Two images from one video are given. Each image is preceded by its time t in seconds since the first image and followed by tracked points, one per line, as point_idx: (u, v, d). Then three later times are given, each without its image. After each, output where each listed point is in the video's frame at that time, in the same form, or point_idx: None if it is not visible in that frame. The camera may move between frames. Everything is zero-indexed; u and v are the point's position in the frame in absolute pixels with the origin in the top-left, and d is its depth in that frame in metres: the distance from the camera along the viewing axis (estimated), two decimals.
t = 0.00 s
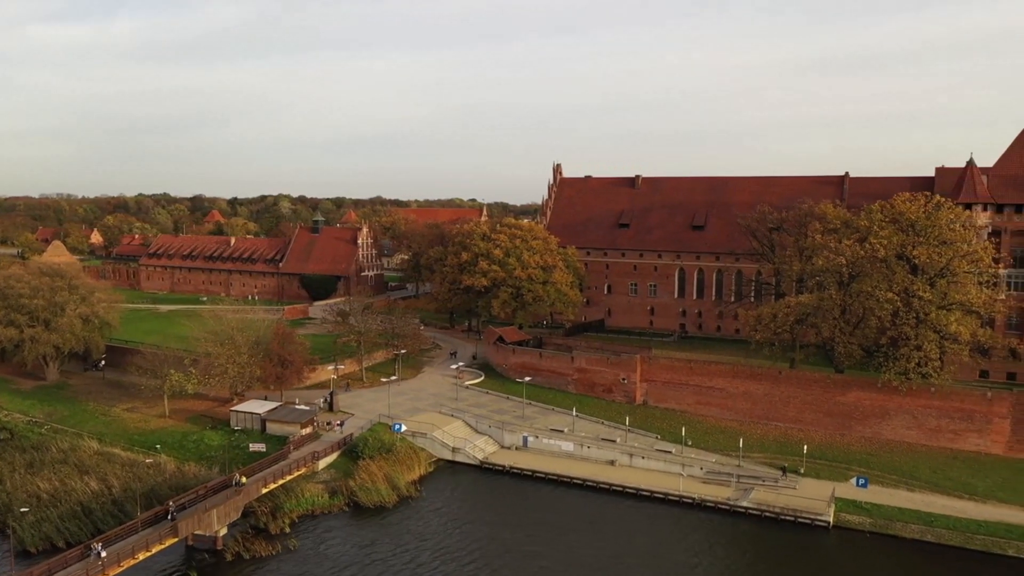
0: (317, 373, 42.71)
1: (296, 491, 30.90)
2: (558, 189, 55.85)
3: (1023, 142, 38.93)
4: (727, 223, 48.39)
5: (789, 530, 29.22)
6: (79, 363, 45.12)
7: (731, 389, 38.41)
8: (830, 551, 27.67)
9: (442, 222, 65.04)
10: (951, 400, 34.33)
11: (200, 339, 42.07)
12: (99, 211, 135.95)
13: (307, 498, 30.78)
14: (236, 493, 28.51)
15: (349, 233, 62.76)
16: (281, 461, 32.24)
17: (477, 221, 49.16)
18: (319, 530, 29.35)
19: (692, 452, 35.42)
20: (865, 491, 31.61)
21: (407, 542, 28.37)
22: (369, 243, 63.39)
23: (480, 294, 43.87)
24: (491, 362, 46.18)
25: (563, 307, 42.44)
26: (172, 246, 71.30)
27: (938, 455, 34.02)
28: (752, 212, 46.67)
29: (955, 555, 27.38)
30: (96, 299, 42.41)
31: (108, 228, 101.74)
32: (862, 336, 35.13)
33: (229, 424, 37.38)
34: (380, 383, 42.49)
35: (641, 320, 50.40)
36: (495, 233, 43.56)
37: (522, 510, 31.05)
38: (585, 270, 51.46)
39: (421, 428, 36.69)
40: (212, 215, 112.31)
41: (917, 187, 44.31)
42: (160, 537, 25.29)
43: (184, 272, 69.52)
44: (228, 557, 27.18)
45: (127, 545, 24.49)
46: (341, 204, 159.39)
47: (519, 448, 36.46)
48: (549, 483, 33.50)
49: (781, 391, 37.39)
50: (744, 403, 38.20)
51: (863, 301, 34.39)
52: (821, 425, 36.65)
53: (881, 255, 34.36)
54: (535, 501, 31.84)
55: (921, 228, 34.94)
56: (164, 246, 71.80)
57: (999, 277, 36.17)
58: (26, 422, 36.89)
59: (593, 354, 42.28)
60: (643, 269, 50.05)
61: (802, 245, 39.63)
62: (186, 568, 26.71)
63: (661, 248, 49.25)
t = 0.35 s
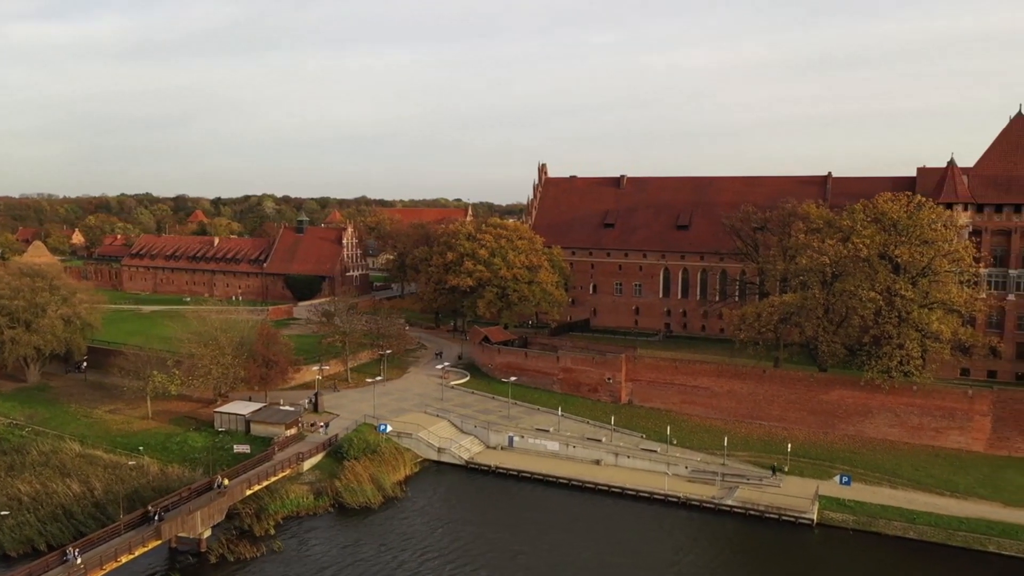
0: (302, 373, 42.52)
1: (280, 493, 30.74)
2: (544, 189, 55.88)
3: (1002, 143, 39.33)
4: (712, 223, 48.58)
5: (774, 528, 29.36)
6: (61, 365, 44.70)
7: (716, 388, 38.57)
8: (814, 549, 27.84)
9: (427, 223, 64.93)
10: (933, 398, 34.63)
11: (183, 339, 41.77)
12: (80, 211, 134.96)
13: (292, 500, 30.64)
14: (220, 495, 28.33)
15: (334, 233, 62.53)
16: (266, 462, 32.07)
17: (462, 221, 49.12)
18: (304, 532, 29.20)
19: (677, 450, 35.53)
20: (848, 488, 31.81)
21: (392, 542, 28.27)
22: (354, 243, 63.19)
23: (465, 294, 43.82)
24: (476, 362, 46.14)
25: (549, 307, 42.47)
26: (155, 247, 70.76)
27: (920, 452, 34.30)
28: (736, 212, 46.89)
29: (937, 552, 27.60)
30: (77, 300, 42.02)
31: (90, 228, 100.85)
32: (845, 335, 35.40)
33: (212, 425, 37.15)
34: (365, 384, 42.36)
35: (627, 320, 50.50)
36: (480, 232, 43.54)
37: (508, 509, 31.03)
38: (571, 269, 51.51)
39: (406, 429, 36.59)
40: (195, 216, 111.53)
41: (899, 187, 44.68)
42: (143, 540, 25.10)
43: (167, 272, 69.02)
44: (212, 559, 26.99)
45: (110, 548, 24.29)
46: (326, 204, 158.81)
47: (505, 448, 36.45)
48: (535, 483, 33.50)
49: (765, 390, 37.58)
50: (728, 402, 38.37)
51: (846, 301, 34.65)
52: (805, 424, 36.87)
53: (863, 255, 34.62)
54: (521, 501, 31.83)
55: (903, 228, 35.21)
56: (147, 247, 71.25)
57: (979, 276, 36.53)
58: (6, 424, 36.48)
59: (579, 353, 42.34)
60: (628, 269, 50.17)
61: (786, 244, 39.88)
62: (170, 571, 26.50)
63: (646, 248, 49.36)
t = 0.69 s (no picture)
0: (286, 374, 42.34)
1: (265, 494, 30.59)
2: (530, 189, 55.88)
3: (983, 143, 39.68)
4: (697, 222, 48.76)
5: (759, 526, 29.49)
6: (43, 366, 44.33)
7: (701, 387, 38.71)
8: (798, 546, 28.01)
9: (412, 222, 64.78)
10: (916, 396, 34.92)
11: (167, 340, 41.47)
12: (62, 211, 133.85)
13: (277, 501, 30.53)
14: (204, 497, 28.16)
15: (319, 233, 62.28)
16: (250, 464, 31.93)
17: (448, 221, 49.06)
18: (289, 533, 29.07)
19: (663, 449, 35.64)
20: (832, 486, 32.00)
21: (378, 543, 28.20)
22: (339, 243, 62.96)
23: (451, 293, 43.77)
24: (462, 362, 46.10)
25: (535, 306, 42.51)
26: (138, 247, 70.22)
27: (904, 450, 34.58)
28: (721, 212, 47.09)
29: (920, 549, 27.84)
30: (59, 301, 41.64)
31: (72, 228, 99.93)
32: (829, 334, 35.65)
33: (197, 426, 36.90)
34: (351, 384, 42.22)
35: (613, 319, 50.60)
36: (466, 232, 43.48)
37: (494, 509, 31.03)
38: (557, 269, 51.55)
39: (392, 429, 36.51)
40: (179, 216, 110.73)
41: (882, 187, 45.01)
42: (127, 542, 24.93)
43: (151, 273, 68.53)
44: (197, 561, 26.83)
45: (93, 551, 24.11)
46: (312, 204, 158.17)
47: (491, 448, 36.43)
48: (521, 483, 33.50)
49: (750, 389, 37.76)
50: (714, 401, 38.53)
51: (829, 300, 34.88)
52: (789, 422, 37.09)
53: (847, 254, 34.84)
54: (508, 501, 31.83)
55: (885, 228, 35.45)
56: (130, 247, 70.71)
57: (961, 275, 36.85)
58: None
59: (565, 353, 42.37)
60: (614, 269, 50.26)
61: (770, 244, 40.11)
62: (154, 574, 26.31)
63: (632, 247, 49.48)
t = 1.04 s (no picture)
0: (269, 375, 42.12)
1: (248, 495, 30.39)
2: (513, 189, 55.88)
3: (961, 144, 40.07)
4: (680, 222, 48.94)
5: (742, 524, 29.65)
6: (22, 368, 43.82)
7: (685, 386, 38.86)
8: (780, 544, 28.21)
9: (396, 222, 64.59)
10: (896, 394, 35.24)
11: (148, 341, 41.13)
12: (41, 211, 132.47)
13: (261, 502, 30.35)
14: (186, 499, 27.95)
15: (302, 233, 61.99)
16: (233, 465, 31.73)
17: (432, 221, 48.96)
18: (273, 534, 28.89)
19: (647, 448, 35.75)
20: (815, 484, 32.22)
21: (362, 543, 28.09)
22: (322, 243, 62.71)
23: (435, 293, 43.70)
24: (446, 362, 46.03)
25: (519, 306, 42.54)
26: (119, 247, 69.59)
27: (885, 448, 34.89)
28: (704, 211, 47.32)
29: (900, 546, 28.09)
30: (38, 301, 41.17)
31: (51, 228, 98.82)
32: (811, 332, 35.91)
33: (179, 428, 36.62)
34: (335, 385, 42.05)
35: (597, 319, 50.70)
36: (450, 232, 43.41)
37: (479, 509, 31.00)
38: (541, 269, 51.58)
39: (376, 429, 36.40)
40: (159, 216, 109.78)
41: (863, 186, 45.38)
42: (108, 546, 24.72)
43: (132, 273, 67.94)
44: (179, 563, 26.62)
45: (73, 554, 23.87)
46: (296, 204, 157.39)
47: (475, 448, 36.41)
48: (506, 483, 33.49)
49: (733, 388, 37.94)
50: (697, 400, 38.69)
51: (811, 299, 35.12)
52: (772, 420, 37.31)
53: (829, 253, 35.06)
54: (492, 500, 31.80)
55: (866, 227, 35.70)
56: (111, 247, 70.06)
57: (940, 273, 37.22)
58: None
59: (549, 353, 42.41)
60: (598, 268, 50.37)
61: (753, 244, 40.35)
62: None
63: (616, 247, 49.61)
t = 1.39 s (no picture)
0: (254, 375, 41.92)
1: (232, 497, 30.18)
2: (499, 189, 55.84)
3: (943, 144, 40.46)
4: (665, 222, 49.10)
5: (727, 522, 29.77)
6: (2, 370, 43.36)
7: (670, 385, 38.98)
8: (765, 541, 28.36)
9: (381, 222, 64.41)
10: (878, 392, 35.53)
11: (131, 342, 40.82)
12: (21, 211, 131.18)
13: (245, 504, 30.15)
14: (169, 501, 27.73)
15: (286, 233, 61.72)
16: (217, 466, 31.55)
17: (417, 220, 48.85)
18: (257, 535, 28.72)
19: (632, 447, 35.83)
20: (799, 482, 32.41)
21: (348, 544, 28.00)
22: (307, 243, 62.47)
23: (421, 293, 43.62)
24: (432, 362, 45.95)
25: (505, 305, 42.54)
26: (101, 247, 68.99)
27: (868, 445, 35.16)
28: (689, 211, 47.50)
29: (883, 543, 28.31)
30: (19, 302, 40.74)
31: (31, 229, 97.78)
32: (795, 331, 36.16)
33: (162, 429, 36.35)
34: (319, 386, 41.88)
35: (582, 318, 50.76)
36: (435, 232, 43.34)
37: (465, 509, 30.97)
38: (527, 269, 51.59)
39: (361, 429, 36.28)
40: (141, 216, 108.90)
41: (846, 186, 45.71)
42: (90, 548, 24.50)
43: (114, 273, 67.38)
44: (162, 566, 26.43)
45: (55, 557, 23.64)
46: (281, 203, 156.63)
47: (461, 448, 36.36)
48: (491, 483, 33.47)
49: (717, 387, 38.11)
50: (682, 399, 38.82)
51: (795, 298, 35.32)
52: (756, 419, 37.51)
53: (812, 253, 35.26)
54: (478, 500, 31.79)
55: (849, 226, 35.92)
56: (92, 247, 69.44)
57: (922, 272, 37.56)
58: None
59: (534, 352, 42.42)
60: (583, 268, 50.44)
61: (737, 244, 40.55)
62: None
63: (601, 247, 49.70)
